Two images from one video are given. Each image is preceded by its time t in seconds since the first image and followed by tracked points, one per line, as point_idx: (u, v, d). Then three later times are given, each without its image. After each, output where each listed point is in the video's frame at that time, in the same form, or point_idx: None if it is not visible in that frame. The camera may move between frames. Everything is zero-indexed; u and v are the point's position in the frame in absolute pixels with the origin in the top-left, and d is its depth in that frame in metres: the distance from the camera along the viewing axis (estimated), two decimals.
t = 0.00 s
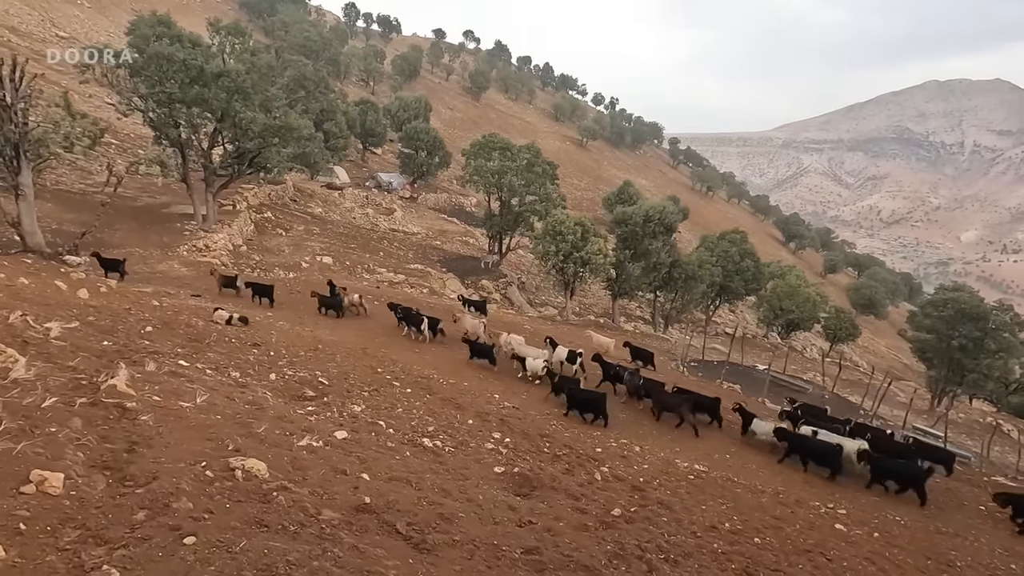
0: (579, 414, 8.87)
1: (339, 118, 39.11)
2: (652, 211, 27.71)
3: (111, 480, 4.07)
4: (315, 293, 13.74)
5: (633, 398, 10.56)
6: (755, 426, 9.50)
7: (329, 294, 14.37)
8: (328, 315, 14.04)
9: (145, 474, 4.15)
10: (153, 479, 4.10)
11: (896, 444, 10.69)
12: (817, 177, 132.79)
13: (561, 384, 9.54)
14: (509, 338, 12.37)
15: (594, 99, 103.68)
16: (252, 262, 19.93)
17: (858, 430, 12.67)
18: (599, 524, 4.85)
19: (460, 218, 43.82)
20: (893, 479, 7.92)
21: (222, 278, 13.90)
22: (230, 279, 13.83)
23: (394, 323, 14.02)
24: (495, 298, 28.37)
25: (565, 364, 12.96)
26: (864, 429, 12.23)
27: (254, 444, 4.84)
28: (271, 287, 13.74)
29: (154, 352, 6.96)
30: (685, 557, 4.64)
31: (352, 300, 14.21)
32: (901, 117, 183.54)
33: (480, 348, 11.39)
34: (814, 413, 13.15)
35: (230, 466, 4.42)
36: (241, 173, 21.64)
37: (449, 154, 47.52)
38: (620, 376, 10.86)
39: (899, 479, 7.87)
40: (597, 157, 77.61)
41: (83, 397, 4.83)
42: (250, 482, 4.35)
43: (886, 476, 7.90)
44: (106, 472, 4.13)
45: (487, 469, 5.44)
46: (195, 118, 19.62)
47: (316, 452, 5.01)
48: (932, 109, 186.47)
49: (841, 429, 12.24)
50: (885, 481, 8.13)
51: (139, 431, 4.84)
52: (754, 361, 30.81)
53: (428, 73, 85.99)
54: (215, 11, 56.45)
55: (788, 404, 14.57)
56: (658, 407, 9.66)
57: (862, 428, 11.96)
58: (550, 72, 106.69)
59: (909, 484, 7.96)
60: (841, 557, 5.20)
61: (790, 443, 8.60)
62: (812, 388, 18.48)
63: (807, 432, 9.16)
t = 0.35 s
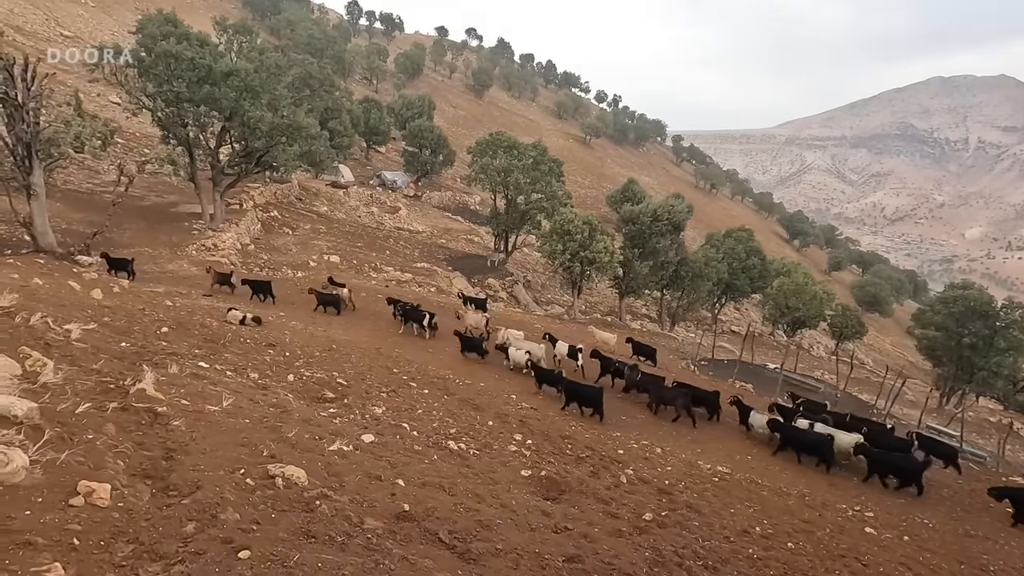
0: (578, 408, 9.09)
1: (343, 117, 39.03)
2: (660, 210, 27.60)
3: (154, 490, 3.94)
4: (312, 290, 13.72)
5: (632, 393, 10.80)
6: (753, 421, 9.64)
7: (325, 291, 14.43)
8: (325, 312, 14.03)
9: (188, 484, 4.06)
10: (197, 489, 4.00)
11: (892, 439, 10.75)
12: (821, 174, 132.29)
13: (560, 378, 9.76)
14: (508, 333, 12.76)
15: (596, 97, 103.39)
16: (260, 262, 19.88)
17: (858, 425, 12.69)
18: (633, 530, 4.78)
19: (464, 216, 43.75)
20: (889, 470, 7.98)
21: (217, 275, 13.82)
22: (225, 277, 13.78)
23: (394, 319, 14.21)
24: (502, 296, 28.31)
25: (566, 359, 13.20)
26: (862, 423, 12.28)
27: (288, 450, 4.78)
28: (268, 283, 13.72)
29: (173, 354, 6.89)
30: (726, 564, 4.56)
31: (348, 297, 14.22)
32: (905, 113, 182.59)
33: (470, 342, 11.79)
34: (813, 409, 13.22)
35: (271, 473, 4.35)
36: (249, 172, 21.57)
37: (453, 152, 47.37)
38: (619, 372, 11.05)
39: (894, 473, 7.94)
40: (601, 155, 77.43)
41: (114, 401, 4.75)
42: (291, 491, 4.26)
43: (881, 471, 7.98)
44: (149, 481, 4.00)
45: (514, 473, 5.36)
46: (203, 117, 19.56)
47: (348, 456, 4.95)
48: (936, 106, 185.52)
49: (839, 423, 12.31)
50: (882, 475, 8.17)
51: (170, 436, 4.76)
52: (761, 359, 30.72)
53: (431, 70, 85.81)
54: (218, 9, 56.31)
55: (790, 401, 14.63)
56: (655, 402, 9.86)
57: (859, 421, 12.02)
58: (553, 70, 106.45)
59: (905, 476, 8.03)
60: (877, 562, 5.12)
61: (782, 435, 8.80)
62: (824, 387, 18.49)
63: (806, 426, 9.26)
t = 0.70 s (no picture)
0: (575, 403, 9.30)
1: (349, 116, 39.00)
2: (668, 208, 27.46)
3: (200, 506, 3.84)
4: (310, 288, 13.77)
5: (630, 389, 10.95)
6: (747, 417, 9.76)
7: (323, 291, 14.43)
8: (323, 310, 14.05)
9: (233, 500, 3.97)
10: (244, 505, 3.92)
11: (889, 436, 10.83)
12: (825, 172, 131.73)
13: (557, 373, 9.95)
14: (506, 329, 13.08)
15: (600, 94, 103.13)
16: (269, 261, 19.89)
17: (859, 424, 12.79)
18: (666, 540, 4.72)
19: (469, 214, 43.71)
20: (882, 466, 8.02)
21: (217, 273, 13.92)
22: (224, 275, 13.88)
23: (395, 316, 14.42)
24: (509, 295, 28.28)
25: (565, 356, 13.38)
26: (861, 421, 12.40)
27: (322, 460, 4.73)
28: (266, 282, 13.79)
29: (194, 357, 6.86)
30: None
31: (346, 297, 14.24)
32: (910, 109, 181.51)
33: (461, 334, 12.23)
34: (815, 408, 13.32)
35: (312, 487, 4.30)
36: (258, 171, 21.54)
37: (458, 151, 47.26)
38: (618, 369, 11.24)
39: (887, 469, 7.99)
40: (605, 153, 77.20)
41: (146, 409, 4.68)
42: (332, 505, 4.21)
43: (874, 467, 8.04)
44: (194, 496, 3.90)
45: (541, 480, 5.31)
46: (212, 116, 19.55)
47: (380, 466, 4.90)
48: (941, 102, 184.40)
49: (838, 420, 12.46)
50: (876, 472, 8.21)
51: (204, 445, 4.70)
52: (768, 358, 30.63)
53: (435, 68, 85.66)
54: (222, 7, 56.22)
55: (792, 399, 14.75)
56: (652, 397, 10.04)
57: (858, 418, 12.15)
58: (557, 68, 106.15)
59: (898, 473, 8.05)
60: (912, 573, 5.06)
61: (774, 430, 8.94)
62: (836, 389, 18.48)
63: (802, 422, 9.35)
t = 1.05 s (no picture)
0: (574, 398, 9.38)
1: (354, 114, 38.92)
2: (677, 207, 27.28)
3: (245, 519, 3.67)
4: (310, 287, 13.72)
5: (630, 385, 11.00)
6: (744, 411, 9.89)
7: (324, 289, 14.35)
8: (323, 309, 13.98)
9: (277, 511, 3.82)
10: (289, 518, 3.76)
11: (888, 430, 10.93)
12: (829, 170, 131.19)
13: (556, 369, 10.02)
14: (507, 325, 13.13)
15: (604, 92, 102.85)
16: (278, 261, 19.83)
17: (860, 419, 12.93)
18: (705, 548, 4.62)
19: (475, 213, 43.62)
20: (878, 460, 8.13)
21: (218, 271, 13.94)
22: (225, 273, 13.89)
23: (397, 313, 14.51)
24: (516, 294, 28.18)
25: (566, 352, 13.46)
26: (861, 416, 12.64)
27: (358, 467, 4.63)
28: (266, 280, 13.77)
29: (213, 359, 6.77)
30: None
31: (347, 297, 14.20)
32: (915, 106, 180.43)
33: (457, 328, 12.47)
34: (817, 404, 13.44)
35: (353, 496, 4.17)
36: (266, 170, 21.45)
37: (463, 149, 47.12)
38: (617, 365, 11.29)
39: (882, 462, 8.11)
40: (609, 151, 76.97)
41: (175, 414, 4.55)
42: (376, 514, 4.09)
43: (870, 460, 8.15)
44: (237, 508, 3.74)
45: (569, 484, 5.24)
46: (220, 115, 19.48)
47: (413, 472, 4.81)
48: (946, 99, 183.28)
49: (838, 415, 12.60)
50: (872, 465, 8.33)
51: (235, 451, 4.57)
52: (777, 357, 30.47)
53: (439, 67, 85.53)
54: (227, 6, 56.15)
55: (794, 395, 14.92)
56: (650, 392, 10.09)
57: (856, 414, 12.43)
58: (560, 66, 105.75)
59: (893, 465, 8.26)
60: None
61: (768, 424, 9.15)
62: (851, 389, 18.42)
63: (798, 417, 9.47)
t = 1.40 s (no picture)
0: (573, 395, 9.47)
1: (360, 113, 38.86)
2: (686, 206, 27.11)
3: (298, 542, 3.53)
4: (309, 286, 13.60)
5: (629, 382, 11.06)
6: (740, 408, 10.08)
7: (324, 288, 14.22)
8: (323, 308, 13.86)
9: (330, 533, 3.71)
10: (343, 541, 3.65)
11: (886, 426, 11.16)
12: (834, 167, 130.53)
13: (556, 367, 10.08)
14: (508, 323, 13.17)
15: (608, 90, 102.52)
16: (288, 261, 19.78)
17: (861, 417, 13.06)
18: (744, 561, 4.56)
19: (480, 212, 43.51)
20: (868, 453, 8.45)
21: (218, 270, 13.85)
22: (225, 271, 13.79)
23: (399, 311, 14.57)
24: (524, 294, 28.08)
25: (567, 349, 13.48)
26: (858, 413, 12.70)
27: (397, 481, 4.54)
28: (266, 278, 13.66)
29: (236, 364, 6.70)
30: None
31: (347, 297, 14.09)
32: (921, 102, 179.12)
33: (456, 322, 12.74)
34: (822, 403, 13.59)
35: (401, 514, 4.07)
36: (275, 170, 21.33)
37: (468, 148, 46.96)
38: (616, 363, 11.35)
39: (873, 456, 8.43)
40: (613, 149, 76.68)
41: (211, 427, 4.43)
42: (426, 534, 4.00)
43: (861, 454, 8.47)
44: (288, 529, 3.61)
45: (601, 493, 5.17)
46: (229, 114, 19.65)
47: (450, 484, 4.73)
48: (952, 96, 181.81)
49: (843, 414, 12.73)
50: (862, 459, 8.62)
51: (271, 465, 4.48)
52: (786, 356, 30.30)
53: (443, 65, 85.39)
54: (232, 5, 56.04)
55: (797, 391, 14.99)
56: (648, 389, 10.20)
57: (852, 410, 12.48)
58: (564, 63, 105.30)
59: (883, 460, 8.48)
60: None
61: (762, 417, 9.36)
62: (866, 390, 18.48)
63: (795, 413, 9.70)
